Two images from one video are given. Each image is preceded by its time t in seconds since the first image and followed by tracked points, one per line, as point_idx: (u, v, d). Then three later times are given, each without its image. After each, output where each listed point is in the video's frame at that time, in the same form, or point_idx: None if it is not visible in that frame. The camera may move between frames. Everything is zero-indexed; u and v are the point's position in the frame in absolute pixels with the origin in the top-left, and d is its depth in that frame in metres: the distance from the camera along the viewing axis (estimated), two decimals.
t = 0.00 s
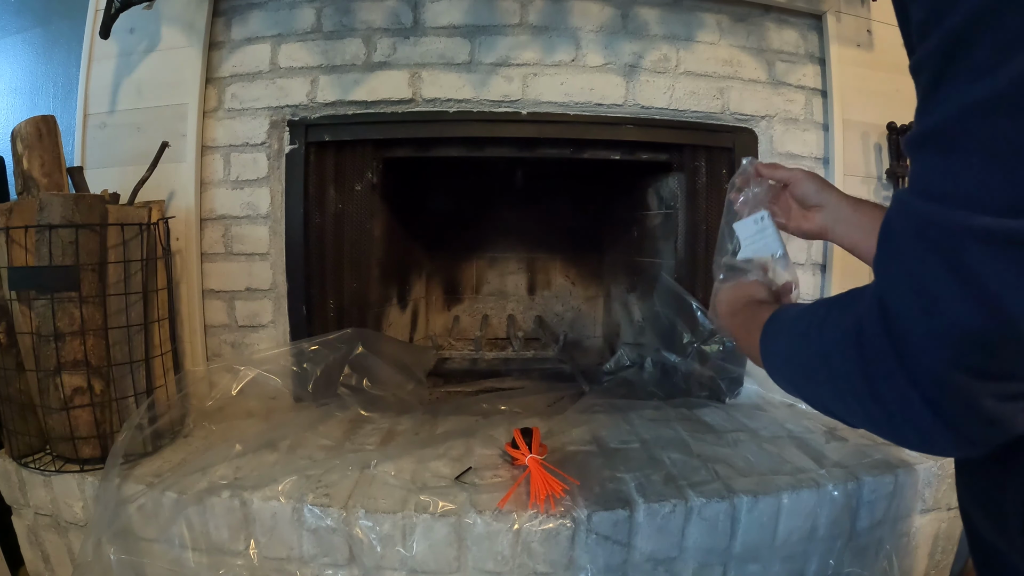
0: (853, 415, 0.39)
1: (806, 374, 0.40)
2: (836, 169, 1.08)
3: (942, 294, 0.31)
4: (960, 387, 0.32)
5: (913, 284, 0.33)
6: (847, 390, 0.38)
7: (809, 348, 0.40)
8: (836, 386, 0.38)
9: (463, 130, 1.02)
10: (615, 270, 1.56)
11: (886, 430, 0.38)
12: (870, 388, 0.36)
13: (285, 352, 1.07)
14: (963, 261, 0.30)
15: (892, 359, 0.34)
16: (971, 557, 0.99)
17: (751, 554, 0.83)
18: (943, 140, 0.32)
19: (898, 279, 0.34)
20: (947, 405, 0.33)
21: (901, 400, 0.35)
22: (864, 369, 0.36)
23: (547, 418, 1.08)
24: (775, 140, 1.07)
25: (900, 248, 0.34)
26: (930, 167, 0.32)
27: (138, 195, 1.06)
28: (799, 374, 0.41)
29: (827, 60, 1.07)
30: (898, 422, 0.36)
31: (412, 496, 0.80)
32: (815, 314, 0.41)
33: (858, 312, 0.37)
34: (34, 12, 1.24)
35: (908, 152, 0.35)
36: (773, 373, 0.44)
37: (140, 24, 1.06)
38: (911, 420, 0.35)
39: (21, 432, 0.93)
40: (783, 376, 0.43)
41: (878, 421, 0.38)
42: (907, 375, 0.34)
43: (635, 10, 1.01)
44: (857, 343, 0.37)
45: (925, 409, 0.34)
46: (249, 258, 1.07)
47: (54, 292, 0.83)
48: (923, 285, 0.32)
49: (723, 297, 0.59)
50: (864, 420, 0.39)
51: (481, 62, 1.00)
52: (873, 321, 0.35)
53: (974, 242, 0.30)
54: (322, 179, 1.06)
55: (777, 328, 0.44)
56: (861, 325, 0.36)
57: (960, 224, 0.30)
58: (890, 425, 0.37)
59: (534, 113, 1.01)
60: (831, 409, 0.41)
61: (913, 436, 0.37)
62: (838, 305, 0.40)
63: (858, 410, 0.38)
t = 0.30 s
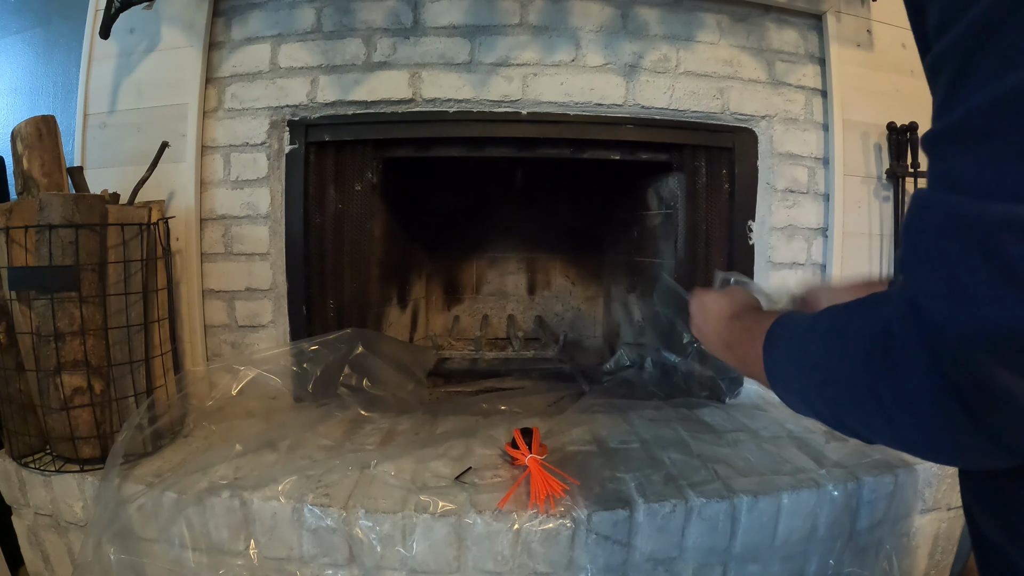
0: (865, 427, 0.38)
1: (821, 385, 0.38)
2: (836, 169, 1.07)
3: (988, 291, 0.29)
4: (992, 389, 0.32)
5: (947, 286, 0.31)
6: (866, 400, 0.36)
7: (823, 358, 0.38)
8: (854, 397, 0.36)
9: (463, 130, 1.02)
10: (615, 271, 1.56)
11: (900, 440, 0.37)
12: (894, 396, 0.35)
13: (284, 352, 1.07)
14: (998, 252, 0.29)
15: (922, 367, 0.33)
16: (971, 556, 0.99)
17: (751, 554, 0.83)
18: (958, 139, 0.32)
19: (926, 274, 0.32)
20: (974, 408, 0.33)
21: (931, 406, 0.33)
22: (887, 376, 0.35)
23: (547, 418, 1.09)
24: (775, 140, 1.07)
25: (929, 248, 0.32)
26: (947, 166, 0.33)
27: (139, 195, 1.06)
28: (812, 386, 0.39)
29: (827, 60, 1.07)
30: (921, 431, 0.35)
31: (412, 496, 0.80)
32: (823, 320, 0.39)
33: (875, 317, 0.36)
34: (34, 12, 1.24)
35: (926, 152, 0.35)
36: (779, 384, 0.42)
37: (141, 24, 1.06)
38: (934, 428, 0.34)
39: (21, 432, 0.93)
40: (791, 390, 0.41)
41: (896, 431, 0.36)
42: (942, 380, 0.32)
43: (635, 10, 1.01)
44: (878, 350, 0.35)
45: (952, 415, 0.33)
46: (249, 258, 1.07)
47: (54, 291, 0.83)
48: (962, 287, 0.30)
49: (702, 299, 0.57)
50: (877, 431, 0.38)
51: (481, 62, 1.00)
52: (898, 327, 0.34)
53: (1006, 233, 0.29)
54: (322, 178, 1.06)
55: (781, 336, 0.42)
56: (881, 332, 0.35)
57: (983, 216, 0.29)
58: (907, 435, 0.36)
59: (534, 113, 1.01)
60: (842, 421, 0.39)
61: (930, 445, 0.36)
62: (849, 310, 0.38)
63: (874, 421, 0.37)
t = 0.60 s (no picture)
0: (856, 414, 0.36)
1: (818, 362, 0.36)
2: (836, 169, 1.07)
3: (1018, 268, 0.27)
4: (1002, 394, 0.29)
5: (973, 271, 0.29)
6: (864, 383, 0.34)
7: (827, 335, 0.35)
8: (851, 377, 0.34)
9: (464, 129, 1.02)
10: (615, 271, 1.56)
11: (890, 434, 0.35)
12: (892, 382, 0.33)
13: (284, 352, 1.06)
14: None
15: (933, 353, 0.31)
16: (971, 556, 0.99)
17: (751, 554, 0.83)
18: (963, 141, 0.32)
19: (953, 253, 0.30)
20: (975, 412, 0.30)
21: (927, 400, 0.32)
22: (889, 359, 0.33)
23: (547, 418, 1.09)
24: (775, 140, 1.07)
25: (955, 232, 0.30)
26: (958, 166, 0.32)
27: (139, 195, 1.06)
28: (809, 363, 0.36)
29: (827, 60, 1.07)
30: (913, 425, 0.33)
31: (412, 496, 0.80)
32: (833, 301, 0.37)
33: (891, 300, 0.34)
34: (35, 12, 1.24)
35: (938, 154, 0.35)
36: (769, 351, 0.39)
37: (141, 24, 1.06)
38: (928, 423, 0.32)
39: (21, 432, 0.93)
40: (788, 374, 0.38)
41: (886, 422, 0.34)
42: (947, 373, 0.30)
43: (635, 10, 1.01)
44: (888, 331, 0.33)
45: (947, 414, 0.31)
46: (249, 258, 1.07)
47: (55, 292, 0.83)
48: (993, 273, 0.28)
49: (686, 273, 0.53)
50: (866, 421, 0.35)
51: (481, 62, 1.00)
52: (916, 314, 0.32)
53: None
54: (322, 178, 1.06)
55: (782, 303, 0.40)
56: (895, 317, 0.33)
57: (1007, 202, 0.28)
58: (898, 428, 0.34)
59: (534, 113, 1.01)
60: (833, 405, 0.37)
61: (918, 442, 0.34)
62: (864, 290, 0.36)
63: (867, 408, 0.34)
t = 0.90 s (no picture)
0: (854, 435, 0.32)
1: (817, 371, 0.33)
2: (836, 169, 1.07)
3: None
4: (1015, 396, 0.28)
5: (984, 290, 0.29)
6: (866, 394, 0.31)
7: (827, 344, 0.33)
8: (851, 389, 0.31)
9: (463, 129, 1.02)
10: (615, 271, 1.56)
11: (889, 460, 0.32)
12: (895, 392, 0.30)
13: (284, 352, 1.06)
14: None
15: (935, 358, 0.29)
16: (971, 556, 0.99)
17: (751, 554, 0.83)
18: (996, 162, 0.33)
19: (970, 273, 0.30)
20: (979, 423, 0.29)
21: (933, 403, 0.29)
22: (892, 365, 0.30)
23: (547, 419, 1.09)
24: (775, 140, 1.07)
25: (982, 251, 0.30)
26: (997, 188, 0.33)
27: (139, 195, 1.06)
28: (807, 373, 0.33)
29: (827, 60, 1.07)
30: (917, 442, 0.30)
31: (412, 496, 0.80)
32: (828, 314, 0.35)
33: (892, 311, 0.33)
34: (34, 12, 1.24)
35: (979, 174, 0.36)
36: (767, 372, 0.36)
37: (140, 24, 1.06)
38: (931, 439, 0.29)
39: (21, 432, 0.93)
40: (783, 377, 0.34)
41: (888, 441, 0.31)
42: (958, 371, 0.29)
43: (635, 10, 1.01)
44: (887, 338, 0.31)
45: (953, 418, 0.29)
46: (249, 258, 1.07)
47: (55, 291, 0.83)
48: (1006, 270, 0.28)
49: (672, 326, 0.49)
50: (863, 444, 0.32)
51: (481, 62, 1.00)
52: (919, 320, 0.31)
53: None
54: (322, 178, 1.06)
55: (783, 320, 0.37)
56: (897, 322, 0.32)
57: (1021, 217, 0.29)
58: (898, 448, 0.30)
59: (534, 113, 1.01)
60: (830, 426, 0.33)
61: (919, 466, 0.30)
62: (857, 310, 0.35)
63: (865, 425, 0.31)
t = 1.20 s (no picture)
0: (861, 518, 0.30)
1: (818, 450, 0.31)
2: (836, 169, 1.07)
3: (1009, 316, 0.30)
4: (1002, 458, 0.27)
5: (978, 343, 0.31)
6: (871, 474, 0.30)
7: (825, 420, 0.32)
8: (850, 462, 0.30)
9: (463, 129, 1.02)
10: (615, 270, 1.56)
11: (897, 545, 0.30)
12: (892, 469, 0.29)
13: (285, 352, 1.06)
14: None
15: (926, 434, 0.29)
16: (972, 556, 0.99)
17: (751, 554, 0.83)
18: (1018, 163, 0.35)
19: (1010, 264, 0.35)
20: (974, 488, 0.27)
21: (926, 470, 0.29)
22: (882, 437, 0.30)
23: (547, 419, 1.09)
24: (775, 140, 1.07)
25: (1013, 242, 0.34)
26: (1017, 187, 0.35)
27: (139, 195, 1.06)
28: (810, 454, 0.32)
29: (827, 60, 1.07)
30: (918, 515, 0.29)
31: (412, 496, 0.80)
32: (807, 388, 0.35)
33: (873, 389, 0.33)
34: (34, 12, 1.24)
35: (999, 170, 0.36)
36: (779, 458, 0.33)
37: (140, 24, 1.06)
38: (938, 520, 0.28)
39: (21, 433, 0.93)
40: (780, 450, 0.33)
41: (896, 525, 0.29)
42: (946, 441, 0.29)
43: (635, 10, 1.01)
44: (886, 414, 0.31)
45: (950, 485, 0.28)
46: (249, 258, 1.07)
47: (55, 291, 0.83)
48: None
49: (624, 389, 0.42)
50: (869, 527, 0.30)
51: (481, 62, 1.00)
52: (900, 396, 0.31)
53: None
54: (322, 179, 1.06)
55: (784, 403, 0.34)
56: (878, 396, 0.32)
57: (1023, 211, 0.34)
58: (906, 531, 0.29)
59: (534, 113, 1.01)
60: (833, 507, 0.31)
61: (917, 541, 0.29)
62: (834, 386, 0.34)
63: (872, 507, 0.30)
